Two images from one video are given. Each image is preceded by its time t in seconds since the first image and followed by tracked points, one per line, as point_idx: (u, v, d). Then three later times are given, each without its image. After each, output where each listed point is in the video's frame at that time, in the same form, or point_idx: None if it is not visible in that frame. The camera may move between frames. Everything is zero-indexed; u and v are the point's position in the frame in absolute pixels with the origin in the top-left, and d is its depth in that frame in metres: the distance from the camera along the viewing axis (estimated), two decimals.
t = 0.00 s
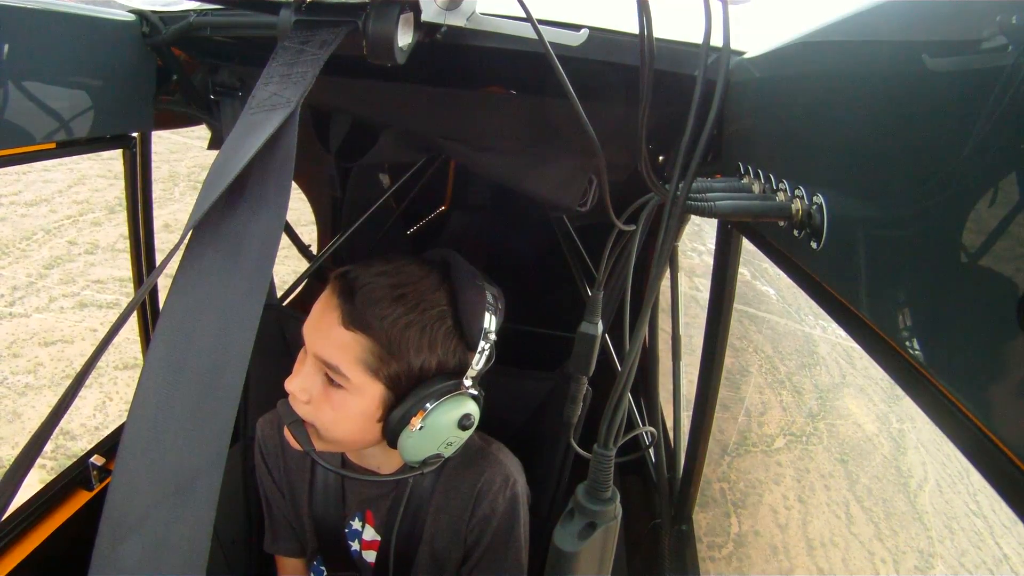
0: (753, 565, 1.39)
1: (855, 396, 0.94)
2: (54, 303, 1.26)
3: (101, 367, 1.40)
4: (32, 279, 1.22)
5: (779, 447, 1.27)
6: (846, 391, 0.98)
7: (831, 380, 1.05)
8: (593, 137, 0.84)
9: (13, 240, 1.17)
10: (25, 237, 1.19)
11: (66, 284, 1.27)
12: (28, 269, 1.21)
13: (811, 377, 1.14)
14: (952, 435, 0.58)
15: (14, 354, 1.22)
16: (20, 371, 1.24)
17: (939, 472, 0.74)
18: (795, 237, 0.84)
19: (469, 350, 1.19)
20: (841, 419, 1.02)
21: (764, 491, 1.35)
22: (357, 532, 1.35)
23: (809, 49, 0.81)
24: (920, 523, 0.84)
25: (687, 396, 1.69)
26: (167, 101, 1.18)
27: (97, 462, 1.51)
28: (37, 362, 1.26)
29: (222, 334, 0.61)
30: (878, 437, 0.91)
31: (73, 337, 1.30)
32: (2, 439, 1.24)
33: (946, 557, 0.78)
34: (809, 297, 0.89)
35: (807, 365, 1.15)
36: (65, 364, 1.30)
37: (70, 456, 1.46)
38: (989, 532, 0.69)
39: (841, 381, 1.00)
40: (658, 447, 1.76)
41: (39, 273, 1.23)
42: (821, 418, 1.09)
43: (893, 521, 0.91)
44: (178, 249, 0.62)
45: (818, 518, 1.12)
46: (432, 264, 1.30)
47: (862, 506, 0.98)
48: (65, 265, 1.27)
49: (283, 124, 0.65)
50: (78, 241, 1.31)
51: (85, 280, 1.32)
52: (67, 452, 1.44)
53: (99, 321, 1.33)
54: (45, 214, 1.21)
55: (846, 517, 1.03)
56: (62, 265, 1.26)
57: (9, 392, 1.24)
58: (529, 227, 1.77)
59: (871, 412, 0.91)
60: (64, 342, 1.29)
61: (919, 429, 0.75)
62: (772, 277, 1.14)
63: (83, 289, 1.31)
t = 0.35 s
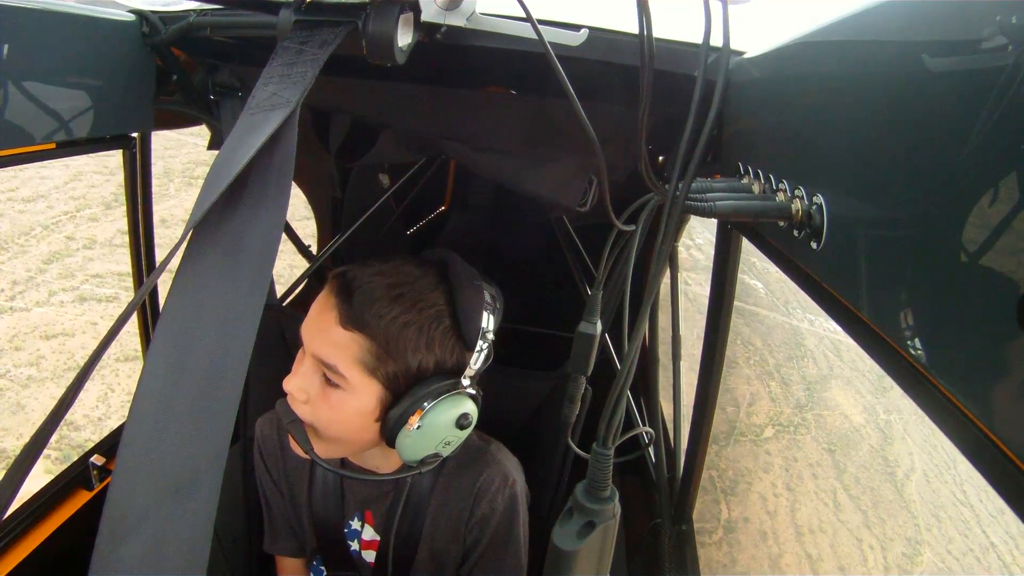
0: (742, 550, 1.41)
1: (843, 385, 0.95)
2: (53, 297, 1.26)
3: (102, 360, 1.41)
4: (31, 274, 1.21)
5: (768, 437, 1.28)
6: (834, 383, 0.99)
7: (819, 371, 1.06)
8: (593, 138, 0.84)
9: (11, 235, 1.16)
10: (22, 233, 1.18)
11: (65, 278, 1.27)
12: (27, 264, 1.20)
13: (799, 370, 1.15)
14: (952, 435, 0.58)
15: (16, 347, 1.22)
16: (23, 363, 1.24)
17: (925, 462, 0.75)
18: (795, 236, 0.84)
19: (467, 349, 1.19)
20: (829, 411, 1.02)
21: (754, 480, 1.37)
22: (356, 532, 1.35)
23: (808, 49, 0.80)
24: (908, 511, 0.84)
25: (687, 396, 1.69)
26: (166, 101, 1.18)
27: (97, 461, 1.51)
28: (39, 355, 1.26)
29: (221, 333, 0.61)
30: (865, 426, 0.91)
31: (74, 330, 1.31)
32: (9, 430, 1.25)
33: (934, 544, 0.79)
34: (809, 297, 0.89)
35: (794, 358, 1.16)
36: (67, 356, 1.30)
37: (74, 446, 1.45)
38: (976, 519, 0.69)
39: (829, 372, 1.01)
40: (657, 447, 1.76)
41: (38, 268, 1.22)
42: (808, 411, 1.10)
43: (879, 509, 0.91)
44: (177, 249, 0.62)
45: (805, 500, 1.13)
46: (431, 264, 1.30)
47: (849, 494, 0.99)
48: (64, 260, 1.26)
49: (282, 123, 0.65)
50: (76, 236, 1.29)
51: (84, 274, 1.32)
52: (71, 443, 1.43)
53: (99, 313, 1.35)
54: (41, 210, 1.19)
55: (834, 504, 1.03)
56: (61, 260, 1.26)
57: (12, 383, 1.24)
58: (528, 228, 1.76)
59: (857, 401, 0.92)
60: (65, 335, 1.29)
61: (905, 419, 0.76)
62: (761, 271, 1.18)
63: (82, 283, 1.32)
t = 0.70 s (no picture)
0: (734, 536, 1.52)
1: (833, 378, 1.06)
2: (54, 292, 1.26)
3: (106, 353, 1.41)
4: (31, 269, 1.22)
5: (759, 427, 1.39)
6: (824, 373, 1.10)
7: (809, 363, 1.18)
8: (593, 137, 0.84)
9: (11, 231, 1.17)
10: (21, 229, 1.18)
11: (65, 273, 1.27)
12: (27, 260, 1.20)
13: (788, 361, 1.28)
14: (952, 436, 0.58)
15: (19, 342, 1.22)
16: (26, 358, 1.24)
17: (914, 452, 0.82)
18: (795, 237, 0.84)
19: (468, 350, 1.19)
20: (818, 400, 1.13)
21: (744, 468, 1.47)
22: (356, 532, 1.35)
23: (808, 49, 0.81)
24: (898, 500, 0.93)
25: (687, 396, 1.70)
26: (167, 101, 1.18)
27: (97, 461, 1.51)
28: (41, 350, 1.26)
29: (220, 333, 0.61)
30: (855, 417, 1.00)
31: (76, 324, 1.30)
32: (13, 423, 1.25)
33: (922, 531, 0.87)
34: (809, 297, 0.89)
35: (784, 350, 1.28)
36: (70, 350, 1.30)
37: (78, 438, 1.45)
38: (963, 508, 0.75)
39: (818, 364, 1.13)
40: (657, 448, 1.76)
41: (39, 264, 1.22)
42: (799, 400, 1.21)
43: (870, 496, 1.01)
44: (177, 249, 0.62)
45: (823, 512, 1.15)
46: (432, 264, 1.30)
47: (840, 481, 1.09)
48: (64, 256, 1.27)
49: (282, 123, 0.65)
50: (75, 231, 1.30)
51: (84, 269, 1.32)
52: (75, 435, 1.43)
53: (100, 308, 1.35)
54: (41, 207, 1.19)
55: (825, 492, 1.13)
56: (60, 256, 1.26)
57: (15, 376, 1.23)
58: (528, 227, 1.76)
59: (846, 392, 1.01)
60: (67, 329, 1.28)
61: (894, 411, 0.84)
62: (751, 267, 1.28)
63: (82, 278, 1.32)
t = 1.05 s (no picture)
0: (724, 522, 1.57)
1: (822, 369, 1.07)
2: (54, 286, 1.26)
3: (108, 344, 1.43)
4: (31, 264, 1.21)
5: (746, 416, 1.43)
6: (812, 365, 1.11)
7: (796, 355, 1.19)
8: (593, 138, 0.84)
9: (9, 227, 1.15)
10: (19, 225, 1.17)
11: (65, 267, 1.27)
12: (27, 254, 1.20)
13: (777, 352, 1.29)
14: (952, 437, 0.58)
15: (20, 335, 1.22)
16: (27, 351, 1.24)
17: (901, 441, 0.83)
18: (795, 236, 0.84)
19: (467, 349, 1.19)
20: (806, 391, 1.15)
21: (733, 457, 1.52)
22: (355, 532, 1.36)
23: (808, 49, 0.81)
24: (884, 488, 0.93)
25: (687, 396, 1.69)
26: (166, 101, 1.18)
27: (97, 461, 1.51)
28: (42, 343, 1.26)
29: (220, 333, 0.61)
30: (842, 408, 1.01)
31: (76, 317, 1.30)
32: (18, 415, 1.26)
33: (910, 519, 0.87)
34: (809, 296, 0.89)
35: (772, 342, 1.31)
36: (71, 342, 1.30)
37: (81, 428, 1.43)
38: (951, 496, 0.76)
39: (806, 355, 1.14)
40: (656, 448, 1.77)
41: (38, 258, 1.21)
42: (786, 390, 1.24)
43: (857, 485, 1.01)
44: (177, 249, 0.62)
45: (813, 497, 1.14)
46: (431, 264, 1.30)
47: (827, 471, 1.09)
48: (62, 250, 1.26)
49: (282, 122, 0.65)
50: (72, 227, 1.28)
51: (82, 263, 1.31)
52: (79, 425, 1.42)
53: (100, 301, 1.36)
54: (37, 202, 1.17)
55: (812, 481, 1.14)
56: (59, 250, 1.25)
57: (18, 369, 1.24)
58: (529, 227, 1.77)
59: (835, 383, 1.02)
60: (67, 322, 1.29)
61: (881, 401, 0.85)
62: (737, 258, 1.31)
63: (82, 272, 1.31)
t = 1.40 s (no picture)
0: (714, 509, 1.61)
1: (809, 360, 1.08)
2: (53, 280, 1.26)
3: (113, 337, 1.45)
4: (31, 258, 1.21)
5: (735, 405, 1.47)
6: (800, 357, 1.13)
7: (784, 345, 1.22)
8: (593, 138, 0.84)
9: (8, 222, 1.15)
10: (18, 219, 1.16)
11: (63, 262, 1.27)
12: (26, 249, 1.20)
13: (765, 343, 1.31)
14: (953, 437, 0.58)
15: (22, 328, 1.22)
16: (30, 343, 1.24)
17: (889, 432, 0.83)
18: (795, 236, 0.84)
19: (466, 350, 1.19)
20: (795, 381, 1.16)
21: (722, 444, 1.54)
22: (356, 532, 1.35)
23: (807, 49, 0.81)
24: (872, 477, 0.92)
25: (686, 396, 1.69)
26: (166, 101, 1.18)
27: (97, 461, 1.51)
28: (45, 334, 1.26)
29: (221, 334, 0.61)
30: (830, 398, 1.02)
31: (76, 310, 1.31)
32: (22, 406, 1.26)
33: (899, 507, 0.86)
34: (809, 296, 0.89)
35: (760, 333, 1.33)
36: (71, 335, 1.31)
37: (85, 419, 1.43)
38: (939, 486, 0.74)
39: (794, 347, 1.16)
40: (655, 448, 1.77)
41: (37, 253, 1.22)
42: (775, 380, 1.27)
43: (847, 474, 1.00)
44: (179, 249, 0.62)
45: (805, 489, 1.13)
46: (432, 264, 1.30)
47: (817, 461, 1.09)
48: (61, 244, 1.26)
49: (282, 123, 0.65)
50: (70, 221, 1.27)
51: (82, 257, 1.32)
52: (82, 416, 1.41)
53: (100, 294, 1.36)
54: (35, 197, 1.15)
55: (801, 468, 1.14)
56: (58, 245, 1.26)
57: (21, 361, 1.24)
58: (529, 227, 1.77)
59: (823, 373, 1.03)
60: (69, 315, 1.29)
61: (869, 391, 0.86)
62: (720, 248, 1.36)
63: (81, 266, 1.32)
